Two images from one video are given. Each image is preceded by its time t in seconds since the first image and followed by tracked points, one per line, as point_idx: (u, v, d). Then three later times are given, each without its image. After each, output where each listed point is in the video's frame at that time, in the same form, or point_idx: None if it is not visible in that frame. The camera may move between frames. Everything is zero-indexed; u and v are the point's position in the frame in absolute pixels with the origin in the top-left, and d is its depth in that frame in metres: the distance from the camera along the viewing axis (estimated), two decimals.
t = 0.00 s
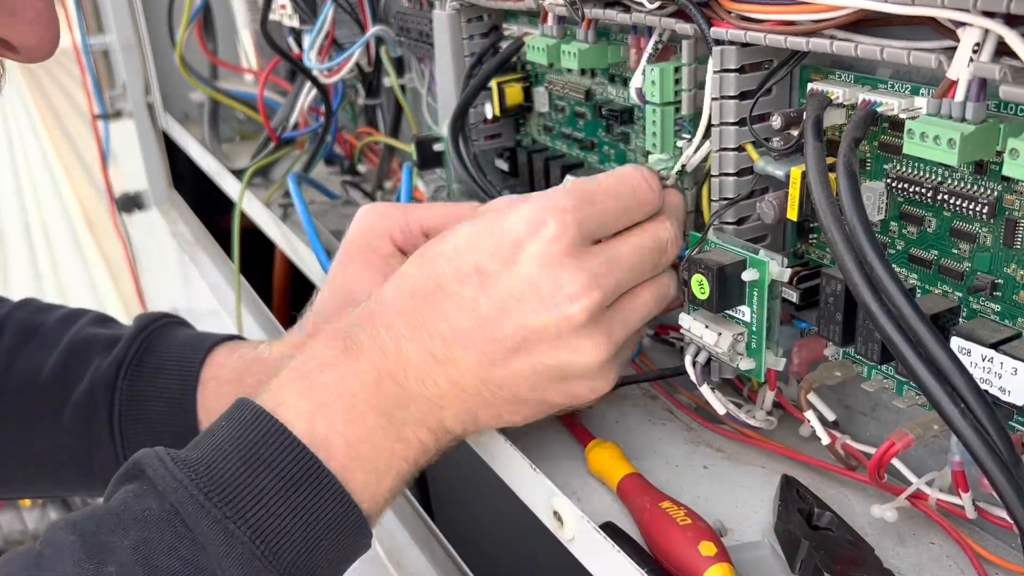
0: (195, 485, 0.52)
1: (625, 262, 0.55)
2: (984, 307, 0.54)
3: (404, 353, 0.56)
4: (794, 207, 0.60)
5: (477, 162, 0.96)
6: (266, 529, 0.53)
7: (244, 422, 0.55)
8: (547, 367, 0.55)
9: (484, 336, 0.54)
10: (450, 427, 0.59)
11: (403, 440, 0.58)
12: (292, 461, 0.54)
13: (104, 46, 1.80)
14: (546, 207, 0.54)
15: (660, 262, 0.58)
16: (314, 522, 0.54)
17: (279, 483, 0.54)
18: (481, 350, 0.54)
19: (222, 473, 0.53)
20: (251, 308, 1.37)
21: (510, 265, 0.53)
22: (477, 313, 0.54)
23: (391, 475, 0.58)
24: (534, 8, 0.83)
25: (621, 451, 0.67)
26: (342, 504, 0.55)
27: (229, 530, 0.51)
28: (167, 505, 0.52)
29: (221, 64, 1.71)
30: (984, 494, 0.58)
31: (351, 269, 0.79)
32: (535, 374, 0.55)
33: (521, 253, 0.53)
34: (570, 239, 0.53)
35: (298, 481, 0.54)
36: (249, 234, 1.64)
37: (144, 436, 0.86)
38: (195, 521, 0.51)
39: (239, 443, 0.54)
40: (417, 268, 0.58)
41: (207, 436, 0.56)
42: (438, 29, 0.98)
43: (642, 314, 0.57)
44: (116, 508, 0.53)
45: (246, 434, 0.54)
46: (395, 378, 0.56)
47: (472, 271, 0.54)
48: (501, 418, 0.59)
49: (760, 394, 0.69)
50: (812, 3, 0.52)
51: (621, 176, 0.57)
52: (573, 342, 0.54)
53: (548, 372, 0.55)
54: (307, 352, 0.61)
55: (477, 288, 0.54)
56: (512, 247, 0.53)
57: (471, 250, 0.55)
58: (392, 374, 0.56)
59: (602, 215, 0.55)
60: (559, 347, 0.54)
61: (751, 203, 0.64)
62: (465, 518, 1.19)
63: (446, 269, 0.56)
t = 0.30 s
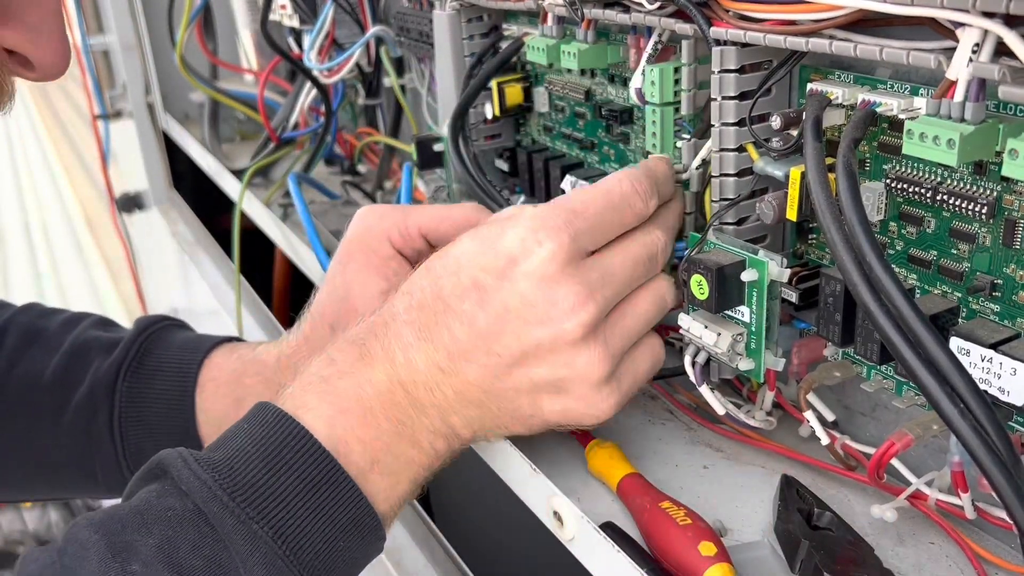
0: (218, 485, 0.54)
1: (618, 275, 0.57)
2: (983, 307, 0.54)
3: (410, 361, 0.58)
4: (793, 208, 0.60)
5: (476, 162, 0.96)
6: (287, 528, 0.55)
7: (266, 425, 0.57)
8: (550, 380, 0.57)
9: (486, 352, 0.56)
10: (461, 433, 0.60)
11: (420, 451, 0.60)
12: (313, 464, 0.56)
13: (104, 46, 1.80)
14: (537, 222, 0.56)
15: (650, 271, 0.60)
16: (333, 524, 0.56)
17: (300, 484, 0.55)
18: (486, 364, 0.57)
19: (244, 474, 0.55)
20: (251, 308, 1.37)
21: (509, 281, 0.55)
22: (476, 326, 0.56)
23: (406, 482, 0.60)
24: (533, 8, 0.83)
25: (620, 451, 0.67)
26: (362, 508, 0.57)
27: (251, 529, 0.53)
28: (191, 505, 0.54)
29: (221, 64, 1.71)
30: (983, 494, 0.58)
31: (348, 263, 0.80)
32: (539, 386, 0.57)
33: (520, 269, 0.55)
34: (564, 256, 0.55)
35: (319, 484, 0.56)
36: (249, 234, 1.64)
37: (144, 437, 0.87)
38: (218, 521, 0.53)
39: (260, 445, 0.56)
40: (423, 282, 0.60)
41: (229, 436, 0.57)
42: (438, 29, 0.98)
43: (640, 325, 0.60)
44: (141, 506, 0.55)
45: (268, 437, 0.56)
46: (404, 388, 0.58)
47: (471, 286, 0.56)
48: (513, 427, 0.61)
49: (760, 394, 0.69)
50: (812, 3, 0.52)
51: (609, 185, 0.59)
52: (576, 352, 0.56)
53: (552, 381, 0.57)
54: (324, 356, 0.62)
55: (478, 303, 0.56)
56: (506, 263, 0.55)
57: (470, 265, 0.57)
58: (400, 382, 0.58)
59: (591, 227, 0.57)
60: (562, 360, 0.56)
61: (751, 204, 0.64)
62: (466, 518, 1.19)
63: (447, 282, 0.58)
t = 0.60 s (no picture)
0: (137, 514, 0.39)
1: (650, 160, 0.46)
2: (983, 307, 0.54)
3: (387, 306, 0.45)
4: (793, 207, 0.60)
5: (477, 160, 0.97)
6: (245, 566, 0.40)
7: (200, 435, 0.42)
8: (568, 297, 0.43)
9: (480, 263, 0.44)
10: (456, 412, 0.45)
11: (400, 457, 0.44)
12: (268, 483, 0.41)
13: (104, 46, 1.80)
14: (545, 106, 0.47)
15: (687, 170, 0.48)
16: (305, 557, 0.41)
17: (245, 502, 0.41)
18: (484, 280, 0.44)
19: (182, 498, 0.41)
20: (251, 308, 1.37)
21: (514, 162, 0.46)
22: (477, 232, 0.44)
23: (382, 481, 0.44)
24: (533, 8, 0.83)
25: (620, 451, 0.67)
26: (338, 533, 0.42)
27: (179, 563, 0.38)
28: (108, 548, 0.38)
29: (220, 64, 1.71)
30: (983, 494, 0.58)
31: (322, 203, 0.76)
32: (552, 306, 0.43)
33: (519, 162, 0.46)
34: (571, 130, 0.46)
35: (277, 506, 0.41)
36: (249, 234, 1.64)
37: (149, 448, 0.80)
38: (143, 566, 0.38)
39: (195, 457, 0.42)
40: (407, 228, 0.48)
41: (154, 459, 0.43)
42: (438, 29, 0.98)
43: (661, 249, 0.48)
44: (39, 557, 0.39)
45: (203, 447, 0.42)
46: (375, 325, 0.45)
47: (463, 192, 0.46)
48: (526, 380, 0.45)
49: (761, 394, 0.69)
50: (812, 3, 0.52)
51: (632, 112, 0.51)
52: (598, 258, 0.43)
53: (576, 301, 0.43)
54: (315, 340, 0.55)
55: (476, 207, 0.45)
56: (508, 148, 0.46)
57: (464, 170, 0.47)
58: (363, 339, 0.44)
59: (598, 118, 0.48)
60: (579, 266, 0.43)
61: (751, 204, 0.64)
62: (466, 518, 1.19)
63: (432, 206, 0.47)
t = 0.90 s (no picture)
0: (166, 511, 0.46)
1: (579, 268, 0.49)
2: (983, 307, 0.54)
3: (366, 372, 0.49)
4: (794, 207, 0.60)
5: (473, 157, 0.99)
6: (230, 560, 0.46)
7: (216, 452, 0.49)
8: (497, 350, 0.47)
9: (443, 352, 0.48)
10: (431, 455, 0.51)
11: (383, 424, 0.49)
12: (270, 508, 0.47)
13: (106, 46, 1.80)
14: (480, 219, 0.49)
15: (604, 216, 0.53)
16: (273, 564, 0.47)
17: (250, 520, 0.47)
18: (444, 379, 0.48)
19: (192, 503, 0.47)
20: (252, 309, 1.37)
21: (458, 282, 0.48)
22: (433, 335, 0.48)
23: (367, 460, 0.49)
24: (534, 9, 0.83)
25: (620, 451, 0.67)
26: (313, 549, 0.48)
27: (195, 560, 0.45)
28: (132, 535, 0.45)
29: (221, 64, 1.71)
30: (983, 494, 0.58)
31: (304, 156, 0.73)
32: (505, 392, 0.49)
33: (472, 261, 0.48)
34: (508, 246, 0.48)
35: (278, 529, 0.47)
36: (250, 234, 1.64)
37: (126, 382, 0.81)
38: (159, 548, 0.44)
39: (208, 471, 0.48)
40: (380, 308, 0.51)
41: (175, 465, 0.50)
42: (438, 29, 0.98)
43: (601, 317, 0.52)
44: (77, 534, 0.45)
45: (215, 460, 0.48)
46: (363, 407, 0.49)
47: (425, 300, 0.48)
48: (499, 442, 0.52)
49: (760, 394, 0.69)
50: (814, 3, 0.52)
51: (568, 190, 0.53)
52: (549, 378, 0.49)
53: (524, 391, 0.49)
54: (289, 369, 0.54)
55: (433, 312, 0.48)
56: (452, 262, 0.48)
57: (423, 270, 0.49)
58: (358, 397, 0.49)
59: (544, 224, 0.50)
60: (525, 360, 0.48)
61: (751, 204, 0.65)
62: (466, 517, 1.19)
63: (403, 298, 0.49)
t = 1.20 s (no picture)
0: (153, 532, 0.44)
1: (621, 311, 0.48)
2: (984, 307, 0.54)
3: (390, 410, 0.45)
4: (793, 208, 0.60)
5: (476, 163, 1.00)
6: None
7: (210, 469, 0.48)
8: (539, 383, 0.45)
9: (479, 390, 0.45)
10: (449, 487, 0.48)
11: (399, 456, 0.46)
12: (257, 531, 0.45)
13: (106, 47, 1.80)
14: (521, 255, 0.46)
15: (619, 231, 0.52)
16: None
17: (240, 543, 0.45)
18: (483, 421, 0.46)
19: (184, 523, 0.46)
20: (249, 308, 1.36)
21: (502, 319, 0.45)
22: (469, 376, 0.45)
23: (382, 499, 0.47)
24: (534, 9, 0.83)
25: (620, 451, 0.67)
26: None
27: None
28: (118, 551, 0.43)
29: (221, 64, 1.72)
30: (983, 494, 0.58)
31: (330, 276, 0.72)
32: (540, 427, 0.47)
33: (512, 297, 0.45)
34: (551, 283, 0.45)
35: (264, 554, 0.45)
36: (250, 234, 1.64)
37: (182, 413, 0.80)
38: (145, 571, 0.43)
39: (204, 492, 0.47)
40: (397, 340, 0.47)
41: (168, 482, 0.48)
42: (439, 29, 0.98)
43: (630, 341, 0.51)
44: (62, 548, 0.44)
45: (212, 479, 0.47)
46: (382, 444, 0.46)
47: (458, 336, 0.45)
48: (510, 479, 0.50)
49: (760, 394, 0.69)
50: (814, 4, 0.52)
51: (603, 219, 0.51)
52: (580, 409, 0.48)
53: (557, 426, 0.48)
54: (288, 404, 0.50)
55: (468, 351, 0.45)
56: (494, 299, 0.45)
57: (454, 309, 0.46)
58: (375, 431, 0.46)
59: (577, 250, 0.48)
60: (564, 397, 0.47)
61: (751, 204, 0.65)
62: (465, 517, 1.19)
63: (431, 330, 0.46)
